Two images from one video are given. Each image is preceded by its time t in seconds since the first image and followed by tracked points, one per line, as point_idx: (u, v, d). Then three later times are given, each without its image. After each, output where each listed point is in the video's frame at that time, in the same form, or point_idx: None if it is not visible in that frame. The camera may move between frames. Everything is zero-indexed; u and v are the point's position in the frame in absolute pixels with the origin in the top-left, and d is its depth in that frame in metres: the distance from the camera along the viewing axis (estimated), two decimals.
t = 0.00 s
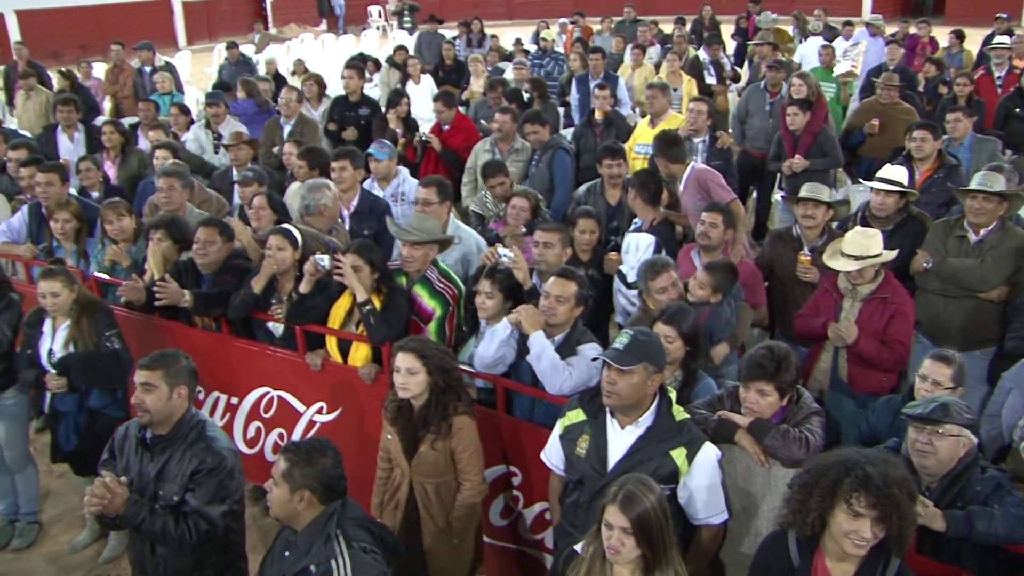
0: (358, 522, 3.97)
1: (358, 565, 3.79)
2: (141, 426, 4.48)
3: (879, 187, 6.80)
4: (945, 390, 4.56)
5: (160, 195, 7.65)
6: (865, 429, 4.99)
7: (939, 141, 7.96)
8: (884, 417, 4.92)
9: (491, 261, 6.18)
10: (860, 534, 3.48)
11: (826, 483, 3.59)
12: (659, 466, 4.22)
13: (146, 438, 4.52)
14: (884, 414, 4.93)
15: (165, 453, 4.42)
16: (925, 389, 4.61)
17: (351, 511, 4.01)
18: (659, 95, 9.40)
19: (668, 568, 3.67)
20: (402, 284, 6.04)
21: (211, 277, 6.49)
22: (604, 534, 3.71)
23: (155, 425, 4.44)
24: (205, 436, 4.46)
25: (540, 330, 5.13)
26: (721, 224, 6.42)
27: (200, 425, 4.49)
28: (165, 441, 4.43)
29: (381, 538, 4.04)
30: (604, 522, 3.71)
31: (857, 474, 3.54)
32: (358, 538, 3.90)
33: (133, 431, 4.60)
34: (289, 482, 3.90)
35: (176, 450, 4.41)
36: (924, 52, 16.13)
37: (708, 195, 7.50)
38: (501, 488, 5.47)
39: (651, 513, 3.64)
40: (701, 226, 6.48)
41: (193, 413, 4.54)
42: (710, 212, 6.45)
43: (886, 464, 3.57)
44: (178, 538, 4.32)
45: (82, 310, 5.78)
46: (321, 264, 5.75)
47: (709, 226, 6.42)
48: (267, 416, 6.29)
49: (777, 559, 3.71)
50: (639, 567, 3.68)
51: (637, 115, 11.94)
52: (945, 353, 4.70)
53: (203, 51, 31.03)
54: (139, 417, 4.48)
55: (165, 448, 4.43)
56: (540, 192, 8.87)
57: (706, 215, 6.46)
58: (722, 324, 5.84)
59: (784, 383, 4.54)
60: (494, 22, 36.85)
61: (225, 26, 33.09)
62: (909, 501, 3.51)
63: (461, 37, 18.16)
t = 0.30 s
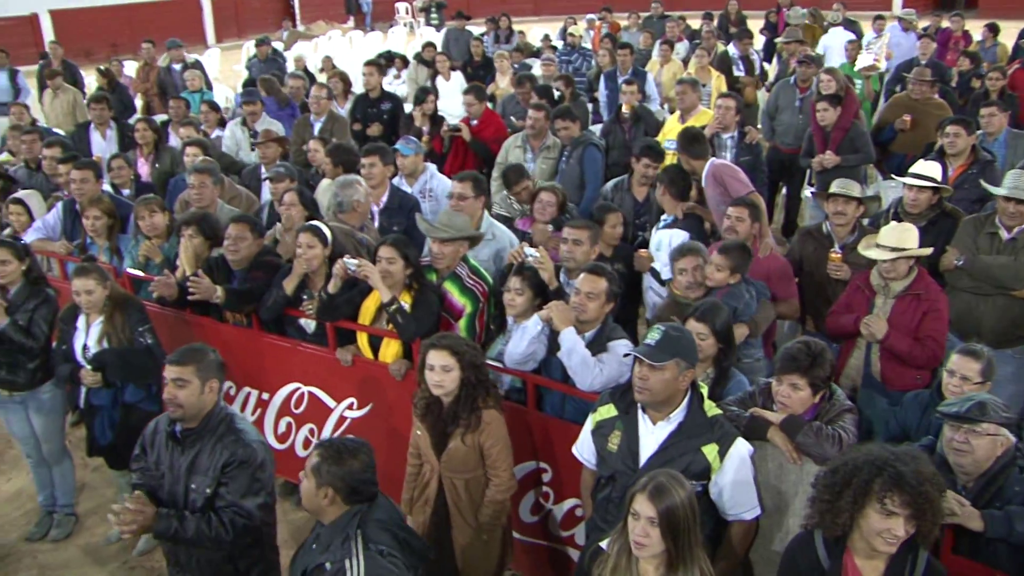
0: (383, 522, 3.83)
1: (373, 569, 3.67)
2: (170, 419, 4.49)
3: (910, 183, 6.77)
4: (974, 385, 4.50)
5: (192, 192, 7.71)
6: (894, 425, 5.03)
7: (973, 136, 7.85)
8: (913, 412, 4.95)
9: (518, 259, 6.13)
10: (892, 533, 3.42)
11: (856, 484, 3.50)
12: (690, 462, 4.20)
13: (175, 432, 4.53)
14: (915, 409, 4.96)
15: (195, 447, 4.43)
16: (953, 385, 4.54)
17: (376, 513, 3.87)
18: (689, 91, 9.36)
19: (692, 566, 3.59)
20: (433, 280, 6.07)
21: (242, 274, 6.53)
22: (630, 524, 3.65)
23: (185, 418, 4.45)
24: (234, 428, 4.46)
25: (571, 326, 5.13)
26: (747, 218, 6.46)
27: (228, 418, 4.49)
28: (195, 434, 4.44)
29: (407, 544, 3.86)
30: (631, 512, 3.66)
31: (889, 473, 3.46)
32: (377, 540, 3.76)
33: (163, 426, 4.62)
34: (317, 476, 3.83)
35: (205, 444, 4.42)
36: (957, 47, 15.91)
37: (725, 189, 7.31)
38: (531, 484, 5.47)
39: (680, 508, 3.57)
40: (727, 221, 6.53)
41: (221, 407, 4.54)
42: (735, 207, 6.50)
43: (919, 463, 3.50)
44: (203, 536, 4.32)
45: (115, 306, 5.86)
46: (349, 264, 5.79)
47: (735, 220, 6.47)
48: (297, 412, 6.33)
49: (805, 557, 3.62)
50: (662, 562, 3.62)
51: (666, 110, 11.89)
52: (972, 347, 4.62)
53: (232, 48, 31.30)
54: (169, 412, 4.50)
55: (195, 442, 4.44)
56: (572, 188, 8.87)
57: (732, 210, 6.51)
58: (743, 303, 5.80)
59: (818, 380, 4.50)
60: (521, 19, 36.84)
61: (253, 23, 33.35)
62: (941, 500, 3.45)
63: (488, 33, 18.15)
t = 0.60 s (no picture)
0: (393, 519, 3.80)
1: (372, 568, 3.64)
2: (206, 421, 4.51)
3: (939, 180, 6.67)
4: (998, 385, 4.44)
5: (218, 188, 7.75)
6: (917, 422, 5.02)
7: (1001, 133, 7.76)
8: (936, 406, 4.94)
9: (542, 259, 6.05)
10: (917, 533, 3.37)
11: (881, 485, 3.44)
12: (714, 460, 4.17)
13: (211, 433, 4.56)
14: (939, 404, 4.94)
15: (231, 449, 4.46)
16: (977, 384, 4.49)
17: (388, 511, 3.82)
18: (714, 87, 9.31)
19: (714, 562, 3.58)
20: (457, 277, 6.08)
21: (267, 271, 6.56)
22: (654, 520, 3.64)
23: (222, 420, 4.47)
24: (272, 431, 4.49)
25: (596, 323, 5.12)
26: (770, 213, 6.43)
27: (265, 420, 4.52)
28: (230, 436, 4.47)
29: (419, 546, 3.84)
30: (655, 507, 3.64)
31: (916, 474, 3.40)
32: (384, 537, 3.73)
33: (196, 426, 4.63)
34: (338, 466, 3.84)
35: (242, 445, 4.45)
36: (984, 42, 15.71)
37: (748, 181, 7.28)
38: (554, 482, 5.47)
39: (704, 504, 3.55)
40: (750, 216, 6.51)
41: (257, 410, 4.57)
42: (758, 202, 6.47)
43: (945, 464, 3.44)
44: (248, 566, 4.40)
45: (142, 304, 5.91)
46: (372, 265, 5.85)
47: (758, 214, 6.44)
48: (321, 408, 6.37)
49: (827, 557, 3.58)
50: (685, 559, 3.59)
51: (690, 107, 11.84)
52: (997, 345, 4.55)
53: (256, 46, 31.48)
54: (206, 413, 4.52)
55: (231, 443, 4.47)
56: (595, 185, 8.84)
57: (755, 205, 6.48)
58: (770, 289, 5.78)
59: (845, 378, 4.47)
60: (544, 16, 36.78)
61: (277, 21, 33.54)
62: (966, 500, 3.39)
63: (512, 30, 18.13)
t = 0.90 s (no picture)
0: (401, 510, 3.79)
1: (373, 560, 3.66)
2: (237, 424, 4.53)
3: (959, 176, 6.65)
4: (1019, 384, 4.38)
5: (237, 183, 7.78)
6: (936, 420, 4.95)
7: None
8: (956, 406, 4.88)
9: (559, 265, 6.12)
10: (943, 536, 3.32)
11: (909, 490, 3.37)
12: (731, 460, 4.15)
13: (242, 436, 4.58)
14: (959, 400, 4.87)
15: (261, 453, 4.48)
16: (997, 383, 4.44)
17: (395, 503, 3.80)
18: (734, 83, 9.26)
19: (737, 559, 3.57)
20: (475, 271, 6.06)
21: (285, 265, 6.57)
22: (676, 516, 3.62)
23: (254, 422, 4.50)
24: (302, 436, 4.53)
25: (614, 320, 5.09)
26: (791, 210, 6.42)
27: (296, 425, 4.56)
28: (262, 439, 4.49)
29: (428, 538, 3.82)
30: (677, 503, 3.63)
31: (945, 478, 3.34)
32: (391, 530, 3.74)
33: (226, 427, 4.65)
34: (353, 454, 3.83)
35: (272, 449, 4.46)
36: (1007, 37, 15.53)
37: (771, 179, 7.27)
38: (572, 478, 5.46)
39: (727, 500, 3.54)
40: (771, 213, 6.49)
41: (288, 414, 4.60)
42: (780, 198, 6.45)
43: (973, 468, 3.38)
44: None
45: (161, 297, 5.95)
46: (392, 260, 5.87)
47: (779, 211, 6.43)
48: (339, 403, 6.40)
49: (845, 557, 3.56)
50: (708, 554, 3.58)
51: (709, 103, 11.79)
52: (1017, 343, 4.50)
53: (274, 41, 31.58)
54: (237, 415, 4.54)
55: (262, 447, 4.48)
56: (613, 181, 8.83)
57: (776, 201, 6.47)
58: (787, 290, 5.74)
59: (865, 377, 4.43)
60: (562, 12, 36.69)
61: (295, 17, 33.63)
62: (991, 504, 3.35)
63: (530, 26, 18.08)
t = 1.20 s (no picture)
0: (415, 500, 3.79)
1: (382, 546, 3.68)
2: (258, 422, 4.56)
3: (976, 169, 6.61)
4: None
5: (252, 173, 7.80)
6: (956, 415, 4.94)
7: None
8: (977, 403, 4.87)
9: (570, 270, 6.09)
10: (965, 535, 3.30)
11: (939, 492, 3.31)
12: (745, 453, 4.14)
13: (264, 434, 4.59)
14: (978, 398, 4.87)
15: (283, 451, 4.50)
16: (1015, 378, 4.40)
17: (410, 493, 3.80)
18: (750, 75, 9.21)
19: (754, 550, 3.58)
20: (488, 261, 6.07)
21: (299, 256, 6.58)
22: (693, 506, 3.62)
23: (277, 421, 4.51)
24: (324, 435, 4.54)
25: (628, 312, 5.08)
26: (808, 206, 6.39)
27: (317, 423, 4.58)
28: (283, 438, 4.51)
29: (442, 527, 3.84)
30: (695, 493, 3.62)
31: (975, 480, 3.29)
32: (406, 520, 3.74)
33: (248, 422, 4.66)
34: (369, 442, 3.82)
35: (294, 448, 4.49)
36: None
37: (790, 175, 7.34)
38: (585, 469, 5.46)
39: (745, 490, 3.54)
40: (788, 208, 6.46)
41: (309, 412, 4.62)
42: (797, 194, 6.43)
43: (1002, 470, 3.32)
44: None
45: (176, 288, 5.97)
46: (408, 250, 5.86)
47: (796, 208, 6.39)
48: (353, 393, 6.44)
49: (860, 549, 3.54)
50: (725, 544, 3.59)
51: (724, 95, 11.74)
52: None
53: (289, 33, 31.61)
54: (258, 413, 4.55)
55: (284, 445, 4.50)
56: (629, 172, 8.83)
57: (793, 197, 6.44)
58: (801, 292, 5.67)
59: (879, 369, 4.41)
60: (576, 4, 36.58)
61: (310, 9, 33.72)
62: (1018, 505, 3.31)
63: (545, 18, 18.00)
